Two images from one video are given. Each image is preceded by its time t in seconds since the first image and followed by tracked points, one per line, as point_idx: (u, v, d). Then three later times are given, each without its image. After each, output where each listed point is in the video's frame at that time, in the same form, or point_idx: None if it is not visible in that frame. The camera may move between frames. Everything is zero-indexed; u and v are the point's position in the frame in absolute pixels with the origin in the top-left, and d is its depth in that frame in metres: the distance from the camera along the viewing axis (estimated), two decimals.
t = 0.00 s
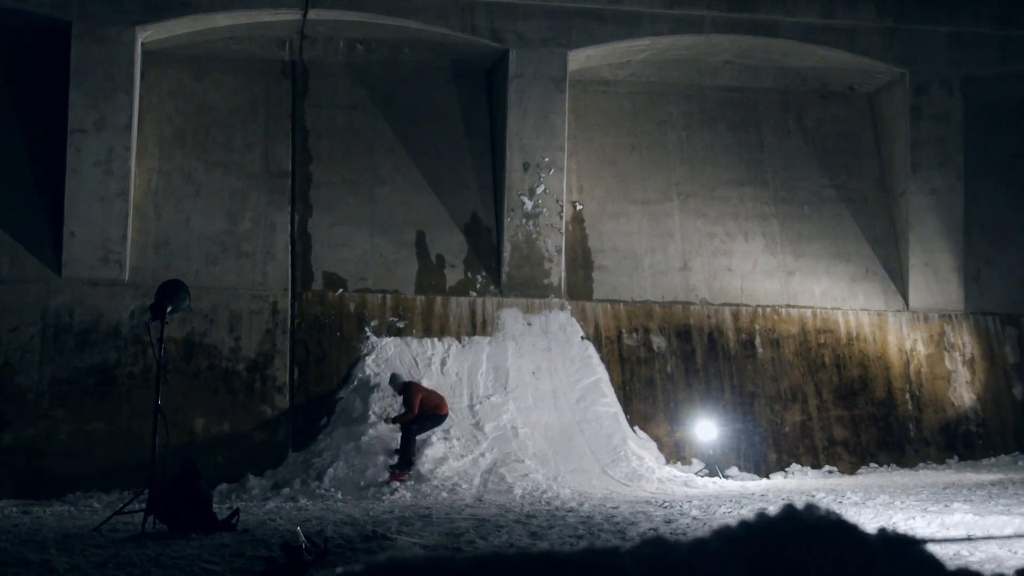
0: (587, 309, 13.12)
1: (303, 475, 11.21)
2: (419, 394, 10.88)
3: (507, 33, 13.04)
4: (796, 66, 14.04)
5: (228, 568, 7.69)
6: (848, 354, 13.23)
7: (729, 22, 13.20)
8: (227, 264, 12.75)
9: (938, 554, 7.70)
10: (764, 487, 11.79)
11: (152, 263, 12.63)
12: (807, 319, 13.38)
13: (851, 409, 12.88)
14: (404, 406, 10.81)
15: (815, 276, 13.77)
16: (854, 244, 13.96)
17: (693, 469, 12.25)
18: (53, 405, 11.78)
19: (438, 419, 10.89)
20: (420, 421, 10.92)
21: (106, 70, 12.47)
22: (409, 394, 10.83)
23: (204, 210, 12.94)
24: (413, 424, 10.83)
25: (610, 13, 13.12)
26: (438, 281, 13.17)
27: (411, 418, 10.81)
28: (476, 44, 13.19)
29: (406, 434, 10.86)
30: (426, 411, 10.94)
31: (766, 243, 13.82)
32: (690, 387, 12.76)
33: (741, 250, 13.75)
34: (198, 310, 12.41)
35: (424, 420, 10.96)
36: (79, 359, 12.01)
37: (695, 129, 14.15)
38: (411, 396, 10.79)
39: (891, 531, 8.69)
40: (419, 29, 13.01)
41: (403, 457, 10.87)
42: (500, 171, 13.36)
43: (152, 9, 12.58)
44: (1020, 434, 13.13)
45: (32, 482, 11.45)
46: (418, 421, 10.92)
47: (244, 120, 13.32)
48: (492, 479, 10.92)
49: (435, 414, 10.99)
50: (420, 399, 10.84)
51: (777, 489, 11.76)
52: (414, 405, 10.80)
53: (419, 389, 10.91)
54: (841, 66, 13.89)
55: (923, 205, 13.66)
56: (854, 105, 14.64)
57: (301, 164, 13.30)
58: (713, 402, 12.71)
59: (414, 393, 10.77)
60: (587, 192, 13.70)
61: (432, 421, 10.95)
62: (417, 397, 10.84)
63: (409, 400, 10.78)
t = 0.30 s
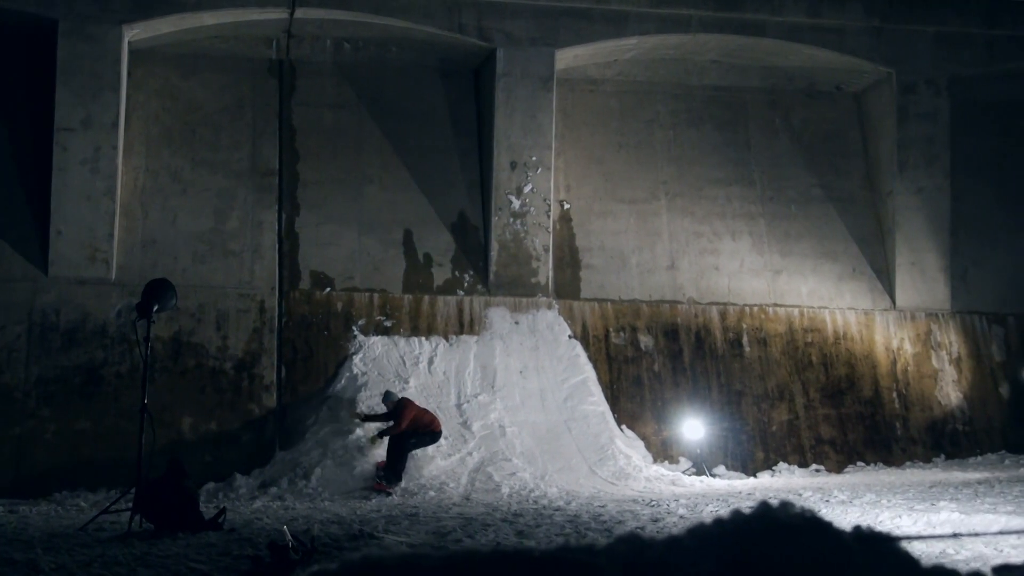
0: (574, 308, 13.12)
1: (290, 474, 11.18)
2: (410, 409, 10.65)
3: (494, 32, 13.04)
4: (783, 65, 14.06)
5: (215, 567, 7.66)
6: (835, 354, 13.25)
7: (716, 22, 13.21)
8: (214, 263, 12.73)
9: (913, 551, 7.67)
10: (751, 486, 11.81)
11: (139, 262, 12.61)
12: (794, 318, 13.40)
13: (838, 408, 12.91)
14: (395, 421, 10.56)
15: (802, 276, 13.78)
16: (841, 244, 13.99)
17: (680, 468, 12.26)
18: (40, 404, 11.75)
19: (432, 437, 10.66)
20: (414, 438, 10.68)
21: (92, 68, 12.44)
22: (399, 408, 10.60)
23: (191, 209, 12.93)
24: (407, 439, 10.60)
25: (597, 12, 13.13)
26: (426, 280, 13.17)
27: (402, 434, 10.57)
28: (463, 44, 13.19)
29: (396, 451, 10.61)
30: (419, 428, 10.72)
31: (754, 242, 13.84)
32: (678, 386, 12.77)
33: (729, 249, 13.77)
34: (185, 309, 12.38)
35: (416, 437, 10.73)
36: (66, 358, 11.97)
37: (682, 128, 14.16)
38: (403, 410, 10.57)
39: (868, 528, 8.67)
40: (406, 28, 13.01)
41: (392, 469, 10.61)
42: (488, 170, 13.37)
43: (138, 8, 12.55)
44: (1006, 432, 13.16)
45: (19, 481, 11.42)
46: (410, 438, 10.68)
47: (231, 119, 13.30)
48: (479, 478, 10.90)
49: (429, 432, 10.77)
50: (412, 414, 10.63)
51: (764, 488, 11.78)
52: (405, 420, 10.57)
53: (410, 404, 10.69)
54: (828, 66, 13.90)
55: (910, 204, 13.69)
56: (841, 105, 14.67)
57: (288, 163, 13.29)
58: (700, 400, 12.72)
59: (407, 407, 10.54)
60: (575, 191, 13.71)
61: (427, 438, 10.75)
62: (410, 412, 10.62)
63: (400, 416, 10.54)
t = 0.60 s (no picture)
0: (563, 308, 13.12)
1: (279, 473, 11.14)
2: (420, 405, 10.37)
3: (484, 31, 13.05)
4: (772, 65, 14.08)
5: (203, 566, 7.61)
6: (823, 353, 13.27)
7: (705, 21, 13.23)
8: (202, 262, 12.71)
9: (891, 550, 7.71)
10: (739, 485, 11.82)
11: (127, 261, 12.58)
12: (783, 317, 13.41)
13: (826, 407, 12.92)
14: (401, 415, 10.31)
15: (791, 275, 13.80)
16: (830, 243, 14.01)
17: (669, 467, 12.26)
18: (28, 404, 11.71)
19: (432, 440, 10.18)
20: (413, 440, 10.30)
21: (80, 67, 12.41)
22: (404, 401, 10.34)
23: (180, 208, 12.91)
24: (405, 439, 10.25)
25: (586, 11, 13.14)
26: (415, 279, 13.17)
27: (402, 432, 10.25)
28: (452, 43, 13.18)
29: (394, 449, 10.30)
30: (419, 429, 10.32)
31: (742, 242, 13.85)
32: (667, 385, 12.77)
33: (717, 248, 13.78)
34: (174, 308, 12.36)
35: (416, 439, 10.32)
36: (54, 357, 11.94)
37: (670, 127, 14.18)
38: (410, 404, 10.29)
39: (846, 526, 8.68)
40: (395, 27, 13.01)
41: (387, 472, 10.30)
42: (477, 170, 13.37)
43: (127, 7, 12.53)
44: (994, 431, 13.18)
45: (6, 481, 11.38)
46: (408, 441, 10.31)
47: (219, 118, 13.28)
48: (468, 476, 10.87)
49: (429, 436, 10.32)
50: (419, 411, 10.30)
51: (753, 487, 11.78)
52: (412, 417, 10.28)
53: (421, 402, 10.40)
54: (817, 65, 13.93)
55: (899, 204, 13.71)
56: (829, 105, 14.70)
57: (277, 162, 13.27)
58: (689, 399, 12.72)
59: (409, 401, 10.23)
60: (564, 191, 13.71)
61: (426, 442, 10.30)
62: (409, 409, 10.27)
63: (408, 410, 10.26)
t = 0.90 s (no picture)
0: (554, 307, 13.11)
1: (270, 472, 11.12)
2: (440, 400, 10.26)
3: (475, 31, 13.04)
4: (764, 64, 14.09)
5: (193, 566, 7.58)
6: (814, 352, 13.27)
7: (696, 21, 13.24)
8: (193, 261, 12.70)
9: (872, 548, 7.73)
10: (730, 484, 11.83)
11: (118, 260, 12.57)
12: (774, 317, 13.41)
13: (817, 406, 12.93)
14: (419, 408, 10.24)
15: (782, 274, 13.82)
16: (821, 243, 14.02)
17: (661, 466, 12.26)
18: (18, 403, 11.68)
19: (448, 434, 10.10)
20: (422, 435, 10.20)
21: (71, 66, 12.39)
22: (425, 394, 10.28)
23: (171, 207, 12.90)
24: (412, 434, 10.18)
25: (577, 11, 13.14)
26: (405, 278, 13.17)
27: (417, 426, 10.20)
28: (443, 42, 13.18)
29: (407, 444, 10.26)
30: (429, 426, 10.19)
31: (733, 241, 13.86)
32: (658, 385, 12.77)
33: (708, 248, 13.79)
34: (165, 307, 12.35)
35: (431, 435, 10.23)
36: (44, 356, 11.91)
37: (661, 127, 14.18)
38: (427, 397, 10.22)
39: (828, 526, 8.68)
40: (387, 26, 13.01)
41: (405, 470, 10.30)
42: (468, 169, 13.36)
43: (117, 5, 12.51)
44: (984, 431, 13.19)
45: None
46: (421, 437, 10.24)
47: (210, 117, 13.27)
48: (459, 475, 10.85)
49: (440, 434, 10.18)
50: (436, 405, 10.18)
51: (744, 486, 11.79)
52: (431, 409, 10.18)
53: (441, 396, 10.26)
54: (808, 65, 13.93)
55: (890, 203, 13.72)
56: (820, 104, 14.71)
57: (268, 161, 13.26)
58: (680, 399, 12.72)
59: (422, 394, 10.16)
60: (555, 190, 13.71)
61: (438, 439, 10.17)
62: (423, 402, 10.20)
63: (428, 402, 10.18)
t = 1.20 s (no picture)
0: (544, 306, 13.10)
1: (259, 472, 11.10)
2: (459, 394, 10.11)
3: (465, 30, 13.04)
4: (753, 64, 14.12)
5: (180, 565, 7.55)
6: (804, 352, 13.28)
7: (686, 21, 13.25)
8: (182, 261, 12.69)
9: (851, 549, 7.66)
10: (719, 484, 11.81)
11: (107, 260, 12.55)
12: (763, 316, 13.42)
13: (807, 406, 12.94)
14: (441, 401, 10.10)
15: (771, 274, 13.83)
16: (810, 242, 14.04)
17: (650, 466, 12.25)
18: (6, 403, 11.62)
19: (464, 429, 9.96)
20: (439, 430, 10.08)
21: (60, 65, 12.37)
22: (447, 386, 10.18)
23: (160, 206, 12.88)
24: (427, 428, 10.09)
25: (567, 10, 13.15)
26: (395, 278, 13.16)
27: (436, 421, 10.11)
28: (433, 41, 13.18)
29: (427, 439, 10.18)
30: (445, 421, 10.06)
31: (723, 241, 13.87)
32: (647, 384, 12.76)
33: (698, 247, 13.80)
34: (154, 307, 12.32)
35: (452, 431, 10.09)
36: (33, 356, 11.85)
37: (651, 126, 14.19)
38: (446, 390, 10.11)
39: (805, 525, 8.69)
40: (377, 26, 13.02)
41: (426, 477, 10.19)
42: (458, 168, 13.36)
43: (107, 4, 12.50)
44: (973, 430, 13.21)
45: None
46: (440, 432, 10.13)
47: (200, 116, 13.25)
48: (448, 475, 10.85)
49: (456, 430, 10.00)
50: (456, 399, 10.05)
51: (733, 486, 11.79)
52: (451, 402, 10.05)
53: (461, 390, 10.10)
54: (797, 65, 13.95)
55: (879, 203, 13.73)
56: (810, 104, 14.74)
57: (258, 161, 13.25)
58: (670, 399, 12.71)
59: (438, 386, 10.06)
60: (544, 190, 13.71)
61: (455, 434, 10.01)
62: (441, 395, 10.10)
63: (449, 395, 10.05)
